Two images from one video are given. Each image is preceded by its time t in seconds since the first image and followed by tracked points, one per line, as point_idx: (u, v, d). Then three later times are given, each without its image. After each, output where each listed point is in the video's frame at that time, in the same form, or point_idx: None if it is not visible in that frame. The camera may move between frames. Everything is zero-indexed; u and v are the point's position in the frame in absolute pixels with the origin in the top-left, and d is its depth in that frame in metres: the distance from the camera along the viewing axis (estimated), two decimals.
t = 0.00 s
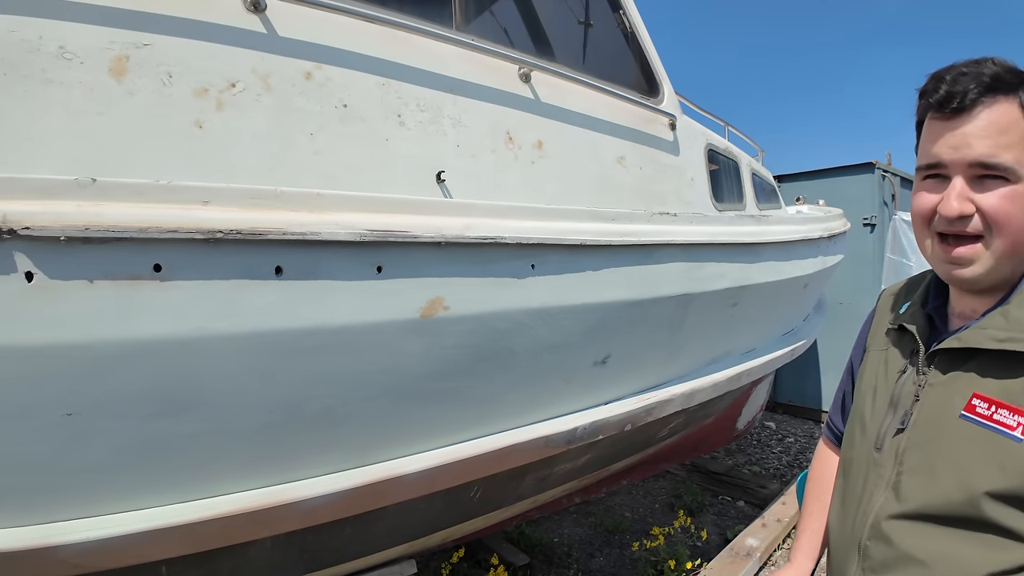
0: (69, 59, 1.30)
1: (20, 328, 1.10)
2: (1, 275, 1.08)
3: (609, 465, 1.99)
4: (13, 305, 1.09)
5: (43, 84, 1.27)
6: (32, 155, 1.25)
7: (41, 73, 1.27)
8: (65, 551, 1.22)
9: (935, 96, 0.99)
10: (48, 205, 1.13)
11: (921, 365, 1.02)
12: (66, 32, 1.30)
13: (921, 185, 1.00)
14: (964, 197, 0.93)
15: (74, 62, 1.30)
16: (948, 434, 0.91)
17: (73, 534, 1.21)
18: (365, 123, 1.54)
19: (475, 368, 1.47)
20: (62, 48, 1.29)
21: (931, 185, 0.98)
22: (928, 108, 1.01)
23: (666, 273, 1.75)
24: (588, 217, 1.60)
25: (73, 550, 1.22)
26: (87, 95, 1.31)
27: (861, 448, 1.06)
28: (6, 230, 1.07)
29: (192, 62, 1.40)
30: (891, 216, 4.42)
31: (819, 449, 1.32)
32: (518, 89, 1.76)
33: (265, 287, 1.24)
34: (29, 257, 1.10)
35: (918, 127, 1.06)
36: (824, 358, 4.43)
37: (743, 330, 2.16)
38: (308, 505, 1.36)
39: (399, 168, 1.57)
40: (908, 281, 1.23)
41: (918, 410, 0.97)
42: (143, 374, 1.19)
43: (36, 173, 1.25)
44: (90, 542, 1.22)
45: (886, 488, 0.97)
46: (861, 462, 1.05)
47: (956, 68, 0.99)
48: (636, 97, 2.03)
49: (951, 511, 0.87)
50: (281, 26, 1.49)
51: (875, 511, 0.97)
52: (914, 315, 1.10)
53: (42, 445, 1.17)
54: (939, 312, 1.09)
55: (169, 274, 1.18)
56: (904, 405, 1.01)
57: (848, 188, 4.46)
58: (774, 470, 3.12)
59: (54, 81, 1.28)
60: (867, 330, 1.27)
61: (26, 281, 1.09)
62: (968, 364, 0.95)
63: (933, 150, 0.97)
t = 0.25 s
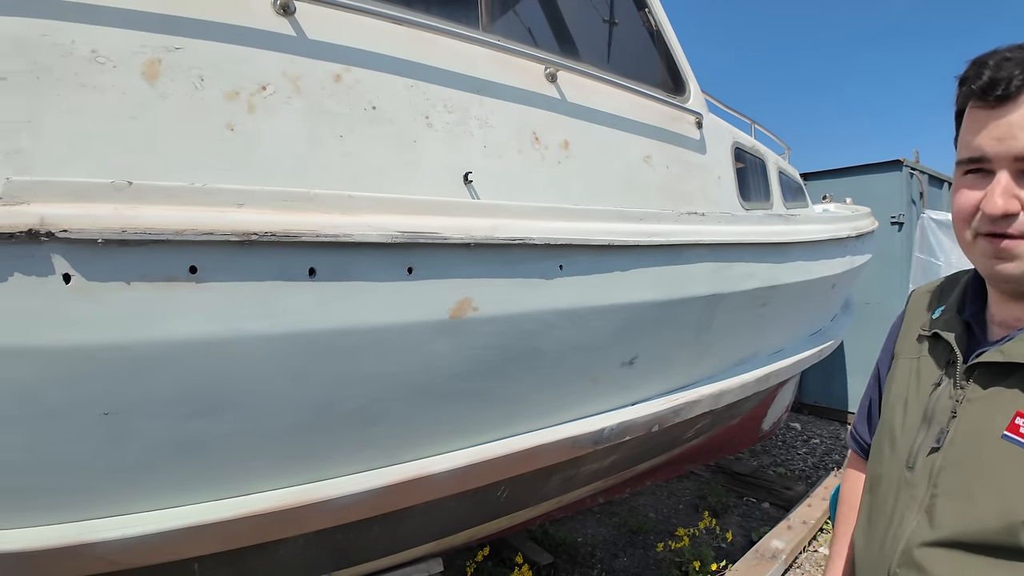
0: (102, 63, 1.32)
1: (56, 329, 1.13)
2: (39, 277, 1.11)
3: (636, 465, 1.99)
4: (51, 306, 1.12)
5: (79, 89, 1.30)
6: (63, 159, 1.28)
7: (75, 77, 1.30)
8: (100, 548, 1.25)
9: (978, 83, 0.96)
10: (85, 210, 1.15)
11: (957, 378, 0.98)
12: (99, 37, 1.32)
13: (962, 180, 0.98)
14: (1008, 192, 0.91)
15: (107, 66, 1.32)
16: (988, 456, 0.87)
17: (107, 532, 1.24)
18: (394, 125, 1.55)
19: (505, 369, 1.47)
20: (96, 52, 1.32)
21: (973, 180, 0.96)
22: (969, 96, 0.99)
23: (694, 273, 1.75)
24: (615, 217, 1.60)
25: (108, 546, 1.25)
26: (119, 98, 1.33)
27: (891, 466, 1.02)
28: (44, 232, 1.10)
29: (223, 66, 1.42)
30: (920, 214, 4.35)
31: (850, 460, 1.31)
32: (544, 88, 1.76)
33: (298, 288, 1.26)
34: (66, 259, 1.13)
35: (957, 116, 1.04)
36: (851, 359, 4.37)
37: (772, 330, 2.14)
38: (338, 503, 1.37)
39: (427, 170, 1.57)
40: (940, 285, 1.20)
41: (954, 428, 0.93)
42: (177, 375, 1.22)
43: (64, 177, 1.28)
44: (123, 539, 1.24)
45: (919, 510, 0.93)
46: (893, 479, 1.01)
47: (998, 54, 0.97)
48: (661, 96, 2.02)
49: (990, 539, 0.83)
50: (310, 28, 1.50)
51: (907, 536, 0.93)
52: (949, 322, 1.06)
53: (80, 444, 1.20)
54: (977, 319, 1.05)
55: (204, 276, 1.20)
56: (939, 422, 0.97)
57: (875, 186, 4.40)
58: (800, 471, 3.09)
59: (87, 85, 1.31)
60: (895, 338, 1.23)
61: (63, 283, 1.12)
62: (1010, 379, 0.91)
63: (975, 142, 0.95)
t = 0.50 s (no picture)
0: (136, 65, 1.34)
1: (95, 329, 1.15)
2: (78, 278, 1.14)
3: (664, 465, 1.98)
4: (89, 306, 1.15)
5: (113, 91, 1.33)
6: (100, 160, 1.31)
7: (109, 80, 1.32)
8: (136, 545, 1.27)
9: (1006, 71, 0.84)
10: (124, 211, 1.17)
11: (1001, 393, 0.85)
12: (132, 39, 1.34)
13: (992, 179, 0.84)
14: None
15: (142, 68, 1.35)
16: None
17: (143, 529, 1.26)
18: (424, 126, 1.55)
19: (535, 368, 1.47)
20: (129, 55, 1.34)
21: (1005, 180, 0.82)
22: (998, 86, 0.86)
23: (725, 272, 1.73)
24: (646, 218, 1.62)
25: (143, 543, 1.27)
26: (153, 100, 1.36)
27: (926, 487, 0.90)
28: (83, 233, 1.13)
29: (256, 69, 1.43)
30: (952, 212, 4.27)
31: (883, 472, 1.22)
32: (573, 88, 1.76)
33: (333, 288, 1.27)
34: (103, 259, 1.15)
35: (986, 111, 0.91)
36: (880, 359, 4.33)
37: (801, 330, 2.12)
38: (370, 502, 1.38)
39: (457, 170, 1.57)
40: (982, 285, 1.06)
41: (997, 444, 0.81)
42: (212, 375, 1.23)
43: (101, 179, 1.31)
44: (158, 536, 1.27)
45: (957, 538, 0.81)
46: (929, 503, 0.89)
47: None
48: (689, 94, 2.02)
49: None
50: (340, 30, 1.51)
51: (943, 567, 0.81)
52: (991, 330, 0.93)
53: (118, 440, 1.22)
54: None
55: (240, 276, 1.22)
56: (979, 438, 0.84)
57: (905, 184, 4.34)
58: (828, 473, 3.04)
59: (122, 87, 1.33)
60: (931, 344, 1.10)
61: (101, 283, 1.15)
62: None
63: (1009, 137, 0.82)
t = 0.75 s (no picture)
0: (172, 67, 1.37)
1: (138, 327, 1.18)
2: (120, 276, 1.16)
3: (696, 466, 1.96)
4: (131, 304, 1.17)
5: (150, 92, 1.35)
6: (137, 161, 1.34)
7: (146, 81, 1.35)
8: (175, 540, 1.28)
9: None
10: (165, 211, 1.19)
11: None
12: (168, 41, 1.37)
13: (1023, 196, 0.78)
14: None
15: (178, 69, 1.37)
16: None
17: (181, 525, 1.28)
18: (456, 125, 1.56)
19: (568, 368, 1.48)
20: (166, 57, 1.36)
21: None
22: None
23: (759, 272, 1.72)
24: (679, 215, 1.61)
25: (181, 539, 1.28)
26: (190, 101, 1.38)
27: (970, 502, 0.89)
28: (124, 233, 1.15)
29: (290, 70, 1.45)
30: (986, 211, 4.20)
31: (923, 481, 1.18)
32: (604, 86, 1.75)
33: (372, 288, 1.29)
34: (145, 258, 1.17)
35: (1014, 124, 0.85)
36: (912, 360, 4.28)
37: (835, 330, 2.11)
38: (406, 500, 1.38)
39: (489, 169, 1.58)
40: None
41: None
42: (252, 373, 1.24)
43: (141, 179, 1.34)
44: (196, 533, 1.28)
45: (1002, 557, 0.82)
46: (973, 518, 0.88)
47: None
48: (722, 90, 1.99)
49: None
50: (372, 30, 1.52)
51: None
52: None
53: (159, 437, 1.24)
54: None
55: (280, 275, 1.23)
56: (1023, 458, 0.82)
57: (937, 182, 4.27)
58: (859, 476, 2.99)
59: (158, 88, 1.36)
60: (975, 344, 1.02)
61: (143, 281, 1.17)
62: None
63: None
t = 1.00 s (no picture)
0: (216, 71, 1.39)
1: (189, 329, 1.20)
2: (171, 278, 1.18)
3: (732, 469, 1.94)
4: (181, 306, 1.19)
5: (197, 96, 1.38)
6: (183, 164, 1.35)
7: (191, 86, 1.38)
8: (221, 538, 1.29)
9: None
10: (214, 215, 1.22)
11: None
12: (211, 47, 1.40)
13: None
14: None
15: (222, 74, 1.39)
16: None
17: (226, 523, 1.29)
18: (494, 127, 1.56)
19: (608, 370, 1.48)
20: (210, 62, 1.39)
21: None
22: None
23: (801, 273, 1.72)
24: (721, 216, 1.61)
25: (225, 538, 1.30)
26: (234, 105, 1.40)
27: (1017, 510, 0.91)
28: (175, 236, 1.17)
29: (333, 74, 1.45)
30: None
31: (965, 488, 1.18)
32: (642, 85, 1.76)
33: (416, 289, 1.30)
34: (194, 260, 1.19)
35: None
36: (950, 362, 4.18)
37: (875, 332, 2.08)
38: (448, 499, 1.39)
39: (527, 170, 1.57)
40: None
41: None
42: (300, 372, 1.27)
43: (184, 182, 1.35)
44: (241, 531, 1.29)
45: None
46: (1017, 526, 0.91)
47: None
48: (761, 89, 1.97)
49: None
50: (412, 33, 1.52)
51: None
52: None
53: (207, 436, 1.25)
54: None
55: (327, 277, 1.25)
56: None
57: (975, 181, 4.18)
58: (897, 480, 2.94)
59: (202, 93, 1.38)
60: None
61: (194, 283, 1.19)
62: None
63: None
